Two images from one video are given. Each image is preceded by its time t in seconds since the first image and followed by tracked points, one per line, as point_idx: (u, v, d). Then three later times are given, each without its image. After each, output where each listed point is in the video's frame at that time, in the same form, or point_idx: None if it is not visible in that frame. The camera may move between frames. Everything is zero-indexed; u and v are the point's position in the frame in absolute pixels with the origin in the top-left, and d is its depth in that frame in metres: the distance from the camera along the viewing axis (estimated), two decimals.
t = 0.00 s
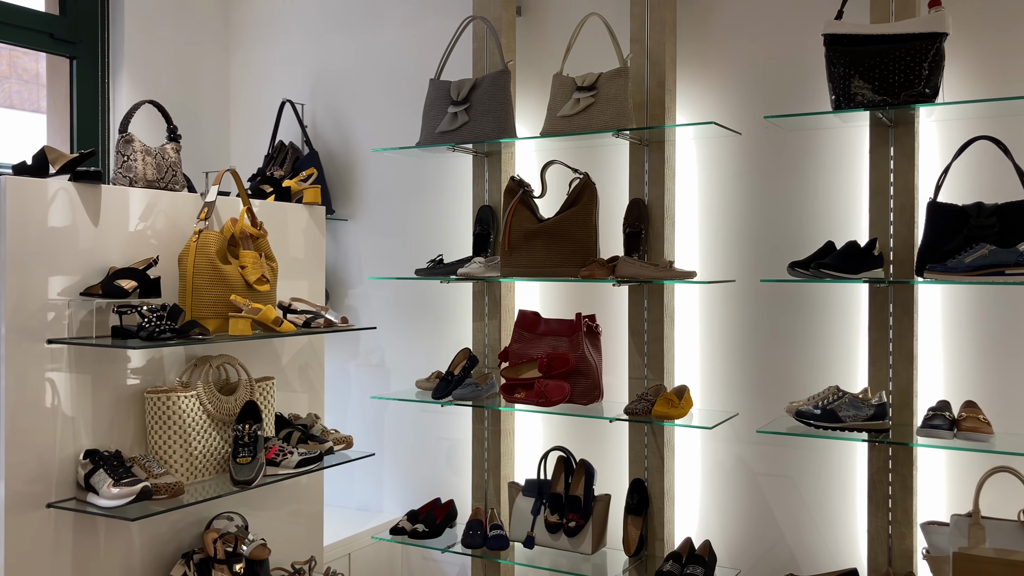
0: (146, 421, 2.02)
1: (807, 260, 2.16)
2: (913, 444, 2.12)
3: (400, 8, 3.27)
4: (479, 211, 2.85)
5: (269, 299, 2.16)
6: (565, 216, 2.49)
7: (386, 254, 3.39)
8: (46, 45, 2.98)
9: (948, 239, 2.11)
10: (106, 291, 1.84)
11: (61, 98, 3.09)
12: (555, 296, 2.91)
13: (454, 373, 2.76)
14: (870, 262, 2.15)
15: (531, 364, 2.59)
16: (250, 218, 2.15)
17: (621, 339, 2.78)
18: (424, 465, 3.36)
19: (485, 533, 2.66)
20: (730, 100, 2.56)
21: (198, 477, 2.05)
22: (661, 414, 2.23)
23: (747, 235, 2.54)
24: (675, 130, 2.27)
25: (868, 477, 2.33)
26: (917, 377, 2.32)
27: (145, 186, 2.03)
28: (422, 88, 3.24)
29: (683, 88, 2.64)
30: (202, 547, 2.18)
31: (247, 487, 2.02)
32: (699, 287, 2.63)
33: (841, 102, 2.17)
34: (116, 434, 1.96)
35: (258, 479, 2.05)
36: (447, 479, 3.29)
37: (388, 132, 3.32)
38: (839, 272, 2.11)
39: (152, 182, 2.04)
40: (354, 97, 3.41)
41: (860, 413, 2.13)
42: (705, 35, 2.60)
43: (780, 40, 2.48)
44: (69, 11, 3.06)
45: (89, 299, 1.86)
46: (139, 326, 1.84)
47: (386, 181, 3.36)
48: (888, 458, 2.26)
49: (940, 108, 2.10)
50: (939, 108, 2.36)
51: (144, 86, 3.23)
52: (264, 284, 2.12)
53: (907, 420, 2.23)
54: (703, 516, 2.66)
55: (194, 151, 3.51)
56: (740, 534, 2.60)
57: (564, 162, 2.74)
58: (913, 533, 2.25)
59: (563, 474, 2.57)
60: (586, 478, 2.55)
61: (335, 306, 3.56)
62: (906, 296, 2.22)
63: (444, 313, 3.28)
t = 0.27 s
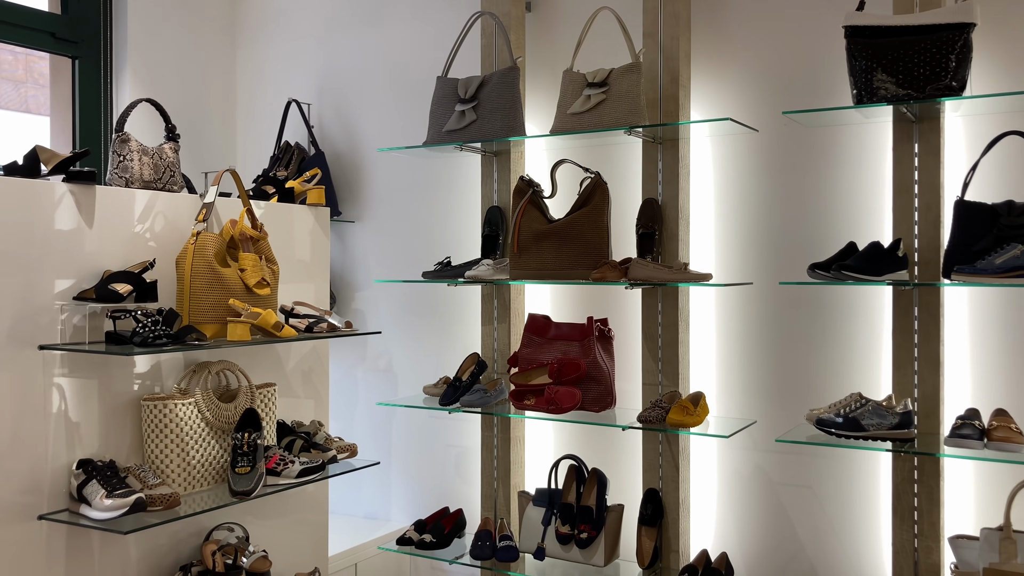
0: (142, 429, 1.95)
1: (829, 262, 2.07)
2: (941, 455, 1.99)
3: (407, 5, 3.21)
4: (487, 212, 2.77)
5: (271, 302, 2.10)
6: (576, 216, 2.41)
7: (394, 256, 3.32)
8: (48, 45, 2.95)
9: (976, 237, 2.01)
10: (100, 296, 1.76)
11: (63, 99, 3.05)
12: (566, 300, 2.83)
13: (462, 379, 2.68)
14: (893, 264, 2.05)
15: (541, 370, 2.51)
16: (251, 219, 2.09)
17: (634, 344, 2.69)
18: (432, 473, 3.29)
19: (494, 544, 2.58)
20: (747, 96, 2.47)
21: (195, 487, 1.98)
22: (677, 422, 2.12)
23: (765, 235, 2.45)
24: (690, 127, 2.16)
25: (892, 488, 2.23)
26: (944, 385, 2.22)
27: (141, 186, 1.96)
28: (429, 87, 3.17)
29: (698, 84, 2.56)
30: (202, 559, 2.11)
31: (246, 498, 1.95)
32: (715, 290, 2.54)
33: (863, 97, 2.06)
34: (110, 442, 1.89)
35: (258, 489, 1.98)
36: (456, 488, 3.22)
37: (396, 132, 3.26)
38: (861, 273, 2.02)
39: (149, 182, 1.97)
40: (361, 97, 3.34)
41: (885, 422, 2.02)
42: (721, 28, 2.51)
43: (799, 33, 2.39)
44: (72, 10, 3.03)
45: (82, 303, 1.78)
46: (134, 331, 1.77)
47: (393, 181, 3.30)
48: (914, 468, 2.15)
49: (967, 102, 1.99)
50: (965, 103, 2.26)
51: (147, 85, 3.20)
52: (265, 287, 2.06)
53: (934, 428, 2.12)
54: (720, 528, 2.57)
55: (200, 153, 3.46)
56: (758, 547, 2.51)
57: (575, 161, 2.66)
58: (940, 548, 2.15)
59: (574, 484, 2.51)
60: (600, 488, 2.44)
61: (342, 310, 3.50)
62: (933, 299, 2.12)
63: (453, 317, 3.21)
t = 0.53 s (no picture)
0: (143, 443, 1.87)
1: (855, 268, 1.97)
2: (976, 473, 1.85)
3: (418, 6, 3.15)
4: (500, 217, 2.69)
5: (276, 311, 2.03)
6: (591, 221, 2.32)
7: (405, 262, 3.25)
8: (54, 49, 2.91)
9: (1014, 242, 1.89)
10: (98, 305, 1.69)
11: (70, 103, 3.01)
12: (581, 307, 2.75)
13: (474, 389, 2.60)
14: (924, 271, 1.93)
15: (555, 381, 2.41)
16: (255, 226, 2.02)
17: (652, 352, 2.60)
18: (445, 485, 3.21)
19: (507, 561, 2.49)
20: (769, 94, 2.38)
21: (198, 503, 1.91)
22: (697, 435, 1.99)
23: (788, 240, 2.35)
24: (710, 127, 2.06)
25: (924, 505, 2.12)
26: (979, 397, 2.11)
27: (142, 191, 1.90)
28: (441, 89, 3.10)
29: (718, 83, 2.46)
30: None
31: (249, 514, 1.88)
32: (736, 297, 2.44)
33: (890, 95, 1.92)
34: (111, 457, 1.82)
35: (261, 505, 1.90)
36: (469, 500, 3.14)
37: (408, 135, 3.19)
38: (890, 280, 1.91)
39: (150, 187, 1.92)
40: (372, 99, 3.28)
41: (915, 437, 1.90)
42: (741, 26, 2.43)
43: (824, 29, 2.29)
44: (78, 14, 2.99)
45: (80, 312, 1.72)
46: (131, 342, 1.70)
47: (405, 186, 3.23)
48: (947, 484, 2.04)
49: (1002, 100, 1.87)
50: (999, 100, 2.16)
51: (155, 88, 3.16)
52: (269, 296, 1.99)
53: (968, 443, 2.00)
54: (742, 545, 2.46)
55: (209, 158, 3.41)
56: (782, 565, 2.40)
57: (591, 165, 2.58)
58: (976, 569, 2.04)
59: (591, 499, 2.38)
60: (616, 501, 2.37)
61: (353, 317, 3.43)
62: (967, 307, 2.00)
63: (465, 324, 3.13)
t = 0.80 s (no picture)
0: (160, 455, 1.85)
1: (890, 274, 1.90)
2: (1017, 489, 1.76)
3: (440, 13, 3.13)
4: (522, 225, 2.65)
5: (294, 321, 2.01)
6: (615, 228, 2.26)
7: (428, 270, 3.22)
8: (77, 59, 2.92)
9: None
10: (113, 315, 1.67)
11: (93, 113, 3.02)
12: (606, 316, 2.69)
13: (496, 400, 2.55)
14: (961, 276, 1.84)
15: (579, 391, 2.36)
16: (273, 234, 2.00)
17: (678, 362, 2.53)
18: (467, 496, 3.17)
19: None
20: (797, 96, 2.31)
21: (215, 516, 1.88)
22: (724, 447, 1.91)
23: (819, 246, 2.28)
24: (736, 131, 2.01)
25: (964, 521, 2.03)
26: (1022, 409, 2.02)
27: (159, 200, 1.88)
28: (462, 95, 3.07)
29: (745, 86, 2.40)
30: None
31: (267, 527, 1.84)
32: (765, 304, 2.37)
33: (924, 96, 1.82)
34: (128, 469, 1.79)
35: (279, 518, 1.87)
36: (492, 512, 3.09)
37: (429, 142, 3.16)
38: (924, 287, 1.82)
39: (167, 195, 1.90)
40: (394, 107, 3.27)
41: (953, 448, 1.80)
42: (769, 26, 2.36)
43: (855, 27, 2.22)
44: (101, 24, 3.00)
45: (95, 323, 1.69)
46: (146, 353, 1.68)
47: (427, 194, 3.20)
48: (987, 498, 1.93)
49: None
50: None
51: (177, 98, 3.17)
52: (288, 305, 1.96)
53: (1008, 456, 1.90)
54: (773, 562, 2.38)
55: (232, 167, 3.41)
56: None
57: (614, 170, 2.53)
58: None
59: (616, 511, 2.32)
60: (643, 514, 2.28)
61: (375, 326, 3.40)
62: (1008, 315, 1.91)
63: (488, 333, 3.09)
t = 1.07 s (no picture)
0: (181, 462, 1.84)
1: (924, 278, 1.81)
2: None
3: (464, 16, 3.11)
4: (546, 229, 2.61)
5: (316, 327, 2.00)
6: (640, 232, 2.22)
7: (452, 275, 3.20)
8: (104, 67, 2.96)
9: None
10: (134, 322, 1.67)
11: (120, 121, 3.06)
12: (632, 321, 2.64)
13: (520, 407, 2.51)
14: (1000, 281, 1.75)
15: (605, 398, 2.31)
16: (295, 240, 1.99)
17: (706, 368, 2.47)
18: (493, 504, 3.13)
19: None
20: (827, 93, 2.23)
21: (237, 524, 1.87)
22: (754, 456, 1.84)
23: (852, 248, 2.20)
24: (764, 132, 1.95)
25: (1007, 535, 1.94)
26: None
27: (181, 207, 1.88)
28: (487, 99, 3.05)
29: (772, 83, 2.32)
30: None
31: (288, 536, 1.83)
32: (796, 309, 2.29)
33: (958, 93, 1.73)
34: (150, 477, 1.79)
35: (300, 526, 1.85)
36: (518, 520, 3.05)
37: (454, 147, 3.15)
38: (959, 293, 1.73)
39: (188, 202, 1.90)
40: (418, 112, 3.25)
41: (988, 459, 1.69)
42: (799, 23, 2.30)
43: (888, 22, 2.14)
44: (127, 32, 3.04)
45: (116, 330, 1.69)
46: (167, 360, 1.67)
47: (451, 198, 3.18)
48: None
49: None
50: None
51: (202, 105, 3.19)
52: (309, 312, 1.95)
53: None
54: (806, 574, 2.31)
55: (258, 174, 3.43)
56: None
57: (640, 173, 2.49)
58: None
59: (643, 520, 2.26)
60: (671, 523, 2.22)
61: (400, 332, 3.39)
62: None
63: (513, 339, 3.06)
